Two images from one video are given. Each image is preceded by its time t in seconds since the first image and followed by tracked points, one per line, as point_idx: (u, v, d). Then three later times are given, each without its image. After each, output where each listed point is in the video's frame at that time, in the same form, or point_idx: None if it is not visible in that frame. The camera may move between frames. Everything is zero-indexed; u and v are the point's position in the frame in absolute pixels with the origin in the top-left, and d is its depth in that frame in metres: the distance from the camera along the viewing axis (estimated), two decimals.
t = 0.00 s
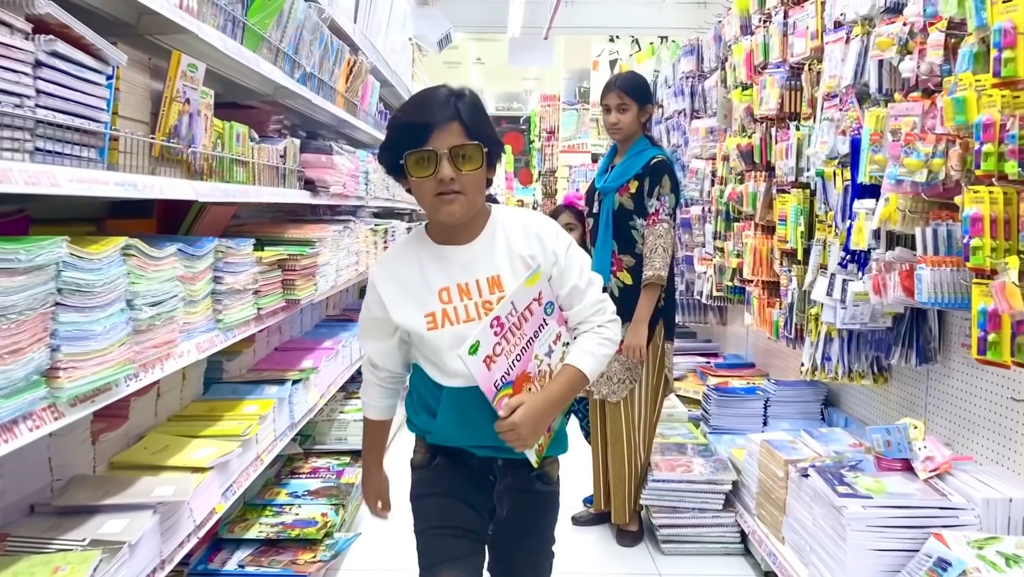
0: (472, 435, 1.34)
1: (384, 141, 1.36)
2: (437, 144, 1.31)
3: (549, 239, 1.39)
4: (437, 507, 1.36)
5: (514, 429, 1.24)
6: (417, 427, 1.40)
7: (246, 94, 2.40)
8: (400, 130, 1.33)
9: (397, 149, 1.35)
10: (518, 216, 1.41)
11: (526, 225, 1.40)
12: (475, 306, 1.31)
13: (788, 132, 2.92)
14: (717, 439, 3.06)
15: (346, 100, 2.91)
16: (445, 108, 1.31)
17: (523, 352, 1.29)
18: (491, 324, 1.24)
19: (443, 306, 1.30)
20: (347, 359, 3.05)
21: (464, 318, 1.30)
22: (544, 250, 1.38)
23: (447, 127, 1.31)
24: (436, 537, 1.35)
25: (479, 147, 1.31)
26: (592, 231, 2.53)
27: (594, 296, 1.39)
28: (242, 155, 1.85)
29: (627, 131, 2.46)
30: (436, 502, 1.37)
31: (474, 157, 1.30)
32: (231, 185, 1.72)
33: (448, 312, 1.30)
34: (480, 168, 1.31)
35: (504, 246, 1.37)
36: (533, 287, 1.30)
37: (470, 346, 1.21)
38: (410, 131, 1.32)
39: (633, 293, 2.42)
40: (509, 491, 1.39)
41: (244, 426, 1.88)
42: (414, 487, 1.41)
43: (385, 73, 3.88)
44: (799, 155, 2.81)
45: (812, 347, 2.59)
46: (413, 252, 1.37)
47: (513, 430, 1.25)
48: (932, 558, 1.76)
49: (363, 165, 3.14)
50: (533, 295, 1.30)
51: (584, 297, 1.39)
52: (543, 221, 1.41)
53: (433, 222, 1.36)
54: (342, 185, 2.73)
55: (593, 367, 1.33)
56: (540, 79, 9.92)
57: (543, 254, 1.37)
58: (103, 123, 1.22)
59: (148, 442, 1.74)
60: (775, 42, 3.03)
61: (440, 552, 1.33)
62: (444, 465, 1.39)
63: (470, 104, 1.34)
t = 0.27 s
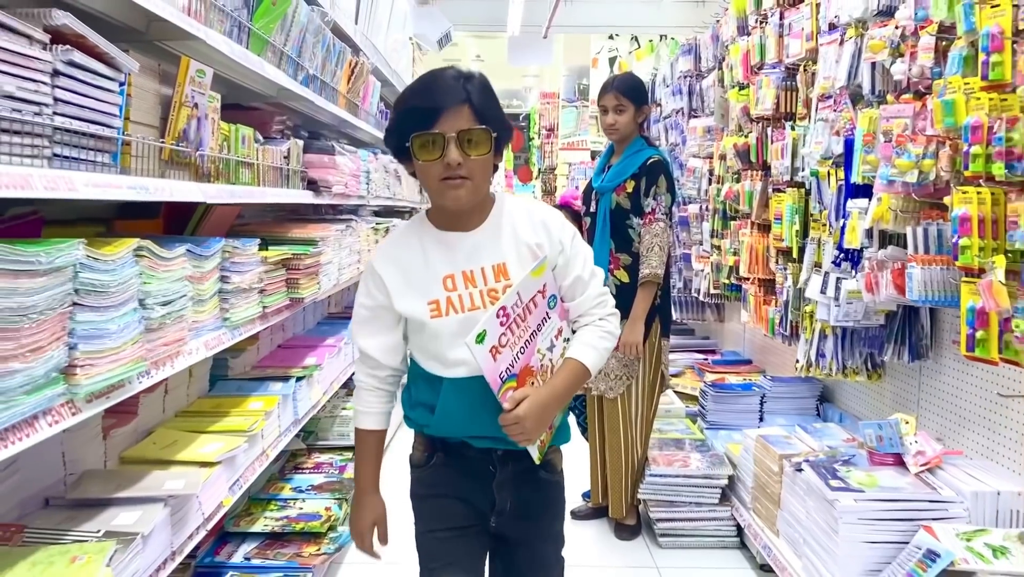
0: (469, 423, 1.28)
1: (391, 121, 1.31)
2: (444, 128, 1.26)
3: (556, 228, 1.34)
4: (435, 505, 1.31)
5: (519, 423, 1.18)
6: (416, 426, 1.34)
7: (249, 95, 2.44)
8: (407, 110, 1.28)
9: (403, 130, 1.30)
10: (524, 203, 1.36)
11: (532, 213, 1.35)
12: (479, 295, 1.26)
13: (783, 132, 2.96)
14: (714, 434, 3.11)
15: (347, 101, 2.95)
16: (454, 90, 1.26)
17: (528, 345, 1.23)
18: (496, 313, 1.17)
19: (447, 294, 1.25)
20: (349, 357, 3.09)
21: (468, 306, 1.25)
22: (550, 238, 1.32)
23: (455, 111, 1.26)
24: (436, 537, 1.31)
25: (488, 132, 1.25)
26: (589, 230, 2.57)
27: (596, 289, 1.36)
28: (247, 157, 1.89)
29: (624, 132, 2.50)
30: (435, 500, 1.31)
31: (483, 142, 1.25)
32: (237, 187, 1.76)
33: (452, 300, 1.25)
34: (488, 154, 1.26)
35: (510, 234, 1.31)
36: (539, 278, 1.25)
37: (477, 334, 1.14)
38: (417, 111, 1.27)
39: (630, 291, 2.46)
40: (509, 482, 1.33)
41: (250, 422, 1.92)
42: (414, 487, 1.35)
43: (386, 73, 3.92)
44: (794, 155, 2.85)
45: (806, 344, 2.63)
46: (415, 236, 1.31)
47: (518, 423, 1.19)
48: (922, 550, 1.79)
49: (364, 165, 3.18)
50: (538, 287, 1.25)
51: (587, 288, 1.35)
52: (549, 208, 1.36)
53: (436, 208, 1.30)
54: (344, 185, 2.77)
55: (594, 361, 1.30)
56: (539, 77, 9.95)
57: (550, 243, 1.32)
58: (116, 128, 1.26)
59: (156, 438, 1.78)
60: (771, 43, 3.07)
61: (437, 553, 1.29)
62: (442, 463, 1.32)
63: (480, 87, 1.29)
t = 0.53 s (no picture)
0: (468, 416, 1.25)
1: (401, 105, 1.29)
2: (455, 113, 1.24)
3: (562, 218, 1.33)
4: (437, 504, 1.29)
5: (528, 415, 1.15)
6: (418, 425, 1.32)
7: (252, 97, 2.48)
8: (417, 92, 1.26)
9: (412, 114, 1.28)
10: (529, 191, 1.34)
11: (538, 202, 1.33)
12: (485, 282, 1.23)
13: (779, 132, 3.00)
14: (711, 430, 3.16)
15: (349, 101, 2.99)
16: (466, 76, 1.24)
17: (533, 336, 1.21)
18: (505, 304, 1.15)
19: (452, 280, 1.22)
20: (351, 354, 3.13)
21: (474, 294, 1.22)
22: (556, 227, 1.31)
23: (467, 96, 1.24)
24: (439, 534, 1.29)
25: (499, 120, 1.23)
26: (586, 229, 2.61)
27: (601, 279, 1.34)
28: (252, 159, 1.94)
29: (621, 132, 2.55)
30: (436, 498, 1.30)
31: (493, 129, 1.22)
32: (243, 188, 1.80)
33: (458, 286, 1.22)
34: (498, 142, 1.23)
35: (517, 222, 1.29)
36: (545, 269, 1.23)
37: (488, 325, 1.11)
38: (428, 95, 1.24)
39: (626, 289, 2.51)
40: (508, 471, 1.32)
41: (256, 418, 1.97)
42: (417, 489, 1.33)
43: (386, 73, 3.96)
44: (790, 154, 2.89)
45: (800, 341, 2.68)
46: (420, 220, 1.28)
47: (527, 416, 1.16)
48: (912, 541, 1.83)
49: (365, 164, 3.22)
50: (543, 278, 1.23)
51: (591, 279, 1.33)
52: (554, 198, 1.35)
53: (443, 193, 1.28)
54: (346, 184, 2.81)
55: (597, 353, 1.28)
56: (539, 74, 9.98)
57: (555, 232, 1.30)
58: (128, 133, 1.30)
59: (165, 433, 1.83)
60: (767, 43, 3.11)
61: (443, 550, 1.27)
62: (441, 463, 1.30)
63: (492, 73, 1.27)
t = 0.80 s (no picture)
0: (468, 416, 1.22)
1: (412, 96, 1.27)
2: (467, 109, 1.21)
3: (569, 218, 1.32)
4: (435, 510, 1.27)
5: (538, 418, 1.15)
6: (417, 431, 1.29)
7: (255, 98, 2.52)
8: (430, 84, 1.23)
9: (423, 106, 1.26)
10: (538, 190, 1.33)
11: (545, 202, 1.32)
12: (493, 280, 1.21)
13: (774, 132, 3.04)
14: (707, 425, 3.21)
15: (351, 102, 3.03)
16: (480, 71, 1.21)
17: (541, 338, 1.20)
18: (515, 304, 1.14)
19: (460, 277, 1.20)
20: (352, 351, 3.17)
21: (481, 291, 1.20)
22: (564, 226, 1.30)
23: (480, 92, 1.21)
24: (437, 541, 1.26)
25: (512, 117, 1.20)
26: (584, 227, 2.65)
27: (607, 280, 1.34)
28: (257, 160, 1.97)
29: (618, 133, 2.59)
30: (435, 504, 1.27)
31: (506, 127, 1.19)
32: (250, 189, 1.84)
33: (465, 283, 1.20)
34: (511, 140, 1.20)
35: (525, 219, 1.28)
36: (552, 269, 1.22)
37: (500, 325, 1.11)
38: (440, 88, 1.22)
39: (623, 287, 2.55)
40: (506, 473, 1.25)
41: (260, 414, 2.01)
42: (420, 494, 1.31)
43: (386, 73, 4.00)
44: (785, 154, 2.93)
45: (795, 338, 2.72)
46: (428, 213, 1.25)
47: (537, 419, 1.15)
48: (902, 534, 1.88)
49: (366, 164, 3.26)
50: (550, 277, 1.22)
51: (597, 280, 1.33)
52: (561, 198, 1.34)
53: (451, 188, 1.26)
54: (347, 184, 2.85)
55: (604, 354, 1.28)
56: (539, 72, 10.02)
57: (563, 232, 1.30)
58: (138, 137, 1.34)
59: (172, 429, 1.87)
60: (762, 44, 3.15)
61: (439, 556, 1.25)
62: (439, 469, 1.27)
63: (509, 67, 1.24)
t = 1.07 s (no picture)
0: (469, 431, 1.19)
1: (427, 104, 1.24)
2: (482, 119, 1.18)
3: (579, 234, 1.30)
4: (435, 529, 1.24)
5: (550, 436, 1.12)
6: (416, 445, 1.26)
7: (258, 100, 2.55)
8: (445, 91, 1.21)
9: (437, 114, 1.23)
10: (548, 205, 1.31)
11: (555, 216, 1.30)
12: (503, 293, 1.18)
13: (770, 132, 3.08)
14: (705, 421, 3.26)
15: (352, 102, 3.07)
16: (496, 76, 1.19)
17: (550, 354, 1.18)
18: (526, 319, 1.12)
19: (470, 288, 1.16)
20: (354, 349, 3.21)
21: (490, 304, 1.17)
22: (573, 242, 1.28)
23: (496, 99, 1.19)
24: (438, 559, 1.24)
25: (528, 129, 1.17)
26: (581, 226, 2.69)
27: (615, 297, 1.31)
28: (261, 162, 2.01)
29: (616, 133, 2.63)
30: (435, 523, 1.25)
31: (522, 139, 1.17)
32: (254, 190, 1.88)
33: (475, 295, 1.16)
34: (526, 153, 1.18)
35: (535, 233, 1.25)
36: (561, 284, 1.19)
37: (511, 341, 1.07)
38: (454, 93, 1.20)
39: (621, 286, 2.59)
40: (505, 491, 1.23)
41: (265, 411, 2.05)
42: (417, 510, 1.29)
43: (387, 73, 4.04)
44: (781, 154, 2.97)
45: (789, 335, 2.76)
46: (440, 221, 1.22)
47: (549, 437, 1.12)
48: (893, 526, 1.91)
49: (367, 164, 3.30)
50: (559, 292, 1.19)
51: (605, 296, 1.31)
52: (570, 214, 1.32)
53: (461, 197, 1.24)
54: (349, 184, 2.89)
55: (613, 370, 1.25)
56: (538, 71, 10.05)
57: (572, 248, 1.28)
58: (149, 142, 1.38)
59: (179, 425, 1.91)
60: (758, 45, 3.19)
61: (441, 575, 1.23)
62: (439, 485, 1.24)
63: (526, 77, 1.21)
